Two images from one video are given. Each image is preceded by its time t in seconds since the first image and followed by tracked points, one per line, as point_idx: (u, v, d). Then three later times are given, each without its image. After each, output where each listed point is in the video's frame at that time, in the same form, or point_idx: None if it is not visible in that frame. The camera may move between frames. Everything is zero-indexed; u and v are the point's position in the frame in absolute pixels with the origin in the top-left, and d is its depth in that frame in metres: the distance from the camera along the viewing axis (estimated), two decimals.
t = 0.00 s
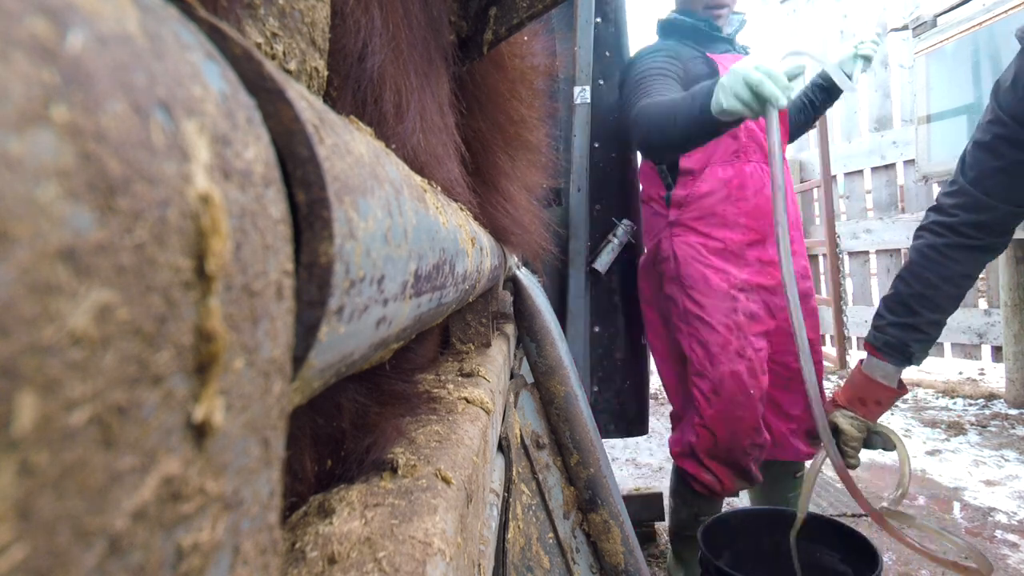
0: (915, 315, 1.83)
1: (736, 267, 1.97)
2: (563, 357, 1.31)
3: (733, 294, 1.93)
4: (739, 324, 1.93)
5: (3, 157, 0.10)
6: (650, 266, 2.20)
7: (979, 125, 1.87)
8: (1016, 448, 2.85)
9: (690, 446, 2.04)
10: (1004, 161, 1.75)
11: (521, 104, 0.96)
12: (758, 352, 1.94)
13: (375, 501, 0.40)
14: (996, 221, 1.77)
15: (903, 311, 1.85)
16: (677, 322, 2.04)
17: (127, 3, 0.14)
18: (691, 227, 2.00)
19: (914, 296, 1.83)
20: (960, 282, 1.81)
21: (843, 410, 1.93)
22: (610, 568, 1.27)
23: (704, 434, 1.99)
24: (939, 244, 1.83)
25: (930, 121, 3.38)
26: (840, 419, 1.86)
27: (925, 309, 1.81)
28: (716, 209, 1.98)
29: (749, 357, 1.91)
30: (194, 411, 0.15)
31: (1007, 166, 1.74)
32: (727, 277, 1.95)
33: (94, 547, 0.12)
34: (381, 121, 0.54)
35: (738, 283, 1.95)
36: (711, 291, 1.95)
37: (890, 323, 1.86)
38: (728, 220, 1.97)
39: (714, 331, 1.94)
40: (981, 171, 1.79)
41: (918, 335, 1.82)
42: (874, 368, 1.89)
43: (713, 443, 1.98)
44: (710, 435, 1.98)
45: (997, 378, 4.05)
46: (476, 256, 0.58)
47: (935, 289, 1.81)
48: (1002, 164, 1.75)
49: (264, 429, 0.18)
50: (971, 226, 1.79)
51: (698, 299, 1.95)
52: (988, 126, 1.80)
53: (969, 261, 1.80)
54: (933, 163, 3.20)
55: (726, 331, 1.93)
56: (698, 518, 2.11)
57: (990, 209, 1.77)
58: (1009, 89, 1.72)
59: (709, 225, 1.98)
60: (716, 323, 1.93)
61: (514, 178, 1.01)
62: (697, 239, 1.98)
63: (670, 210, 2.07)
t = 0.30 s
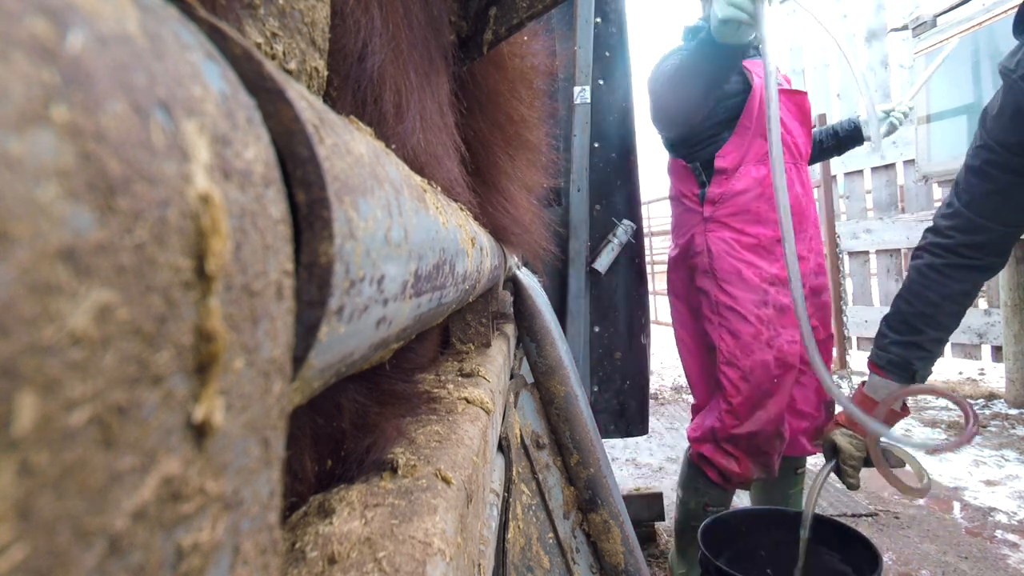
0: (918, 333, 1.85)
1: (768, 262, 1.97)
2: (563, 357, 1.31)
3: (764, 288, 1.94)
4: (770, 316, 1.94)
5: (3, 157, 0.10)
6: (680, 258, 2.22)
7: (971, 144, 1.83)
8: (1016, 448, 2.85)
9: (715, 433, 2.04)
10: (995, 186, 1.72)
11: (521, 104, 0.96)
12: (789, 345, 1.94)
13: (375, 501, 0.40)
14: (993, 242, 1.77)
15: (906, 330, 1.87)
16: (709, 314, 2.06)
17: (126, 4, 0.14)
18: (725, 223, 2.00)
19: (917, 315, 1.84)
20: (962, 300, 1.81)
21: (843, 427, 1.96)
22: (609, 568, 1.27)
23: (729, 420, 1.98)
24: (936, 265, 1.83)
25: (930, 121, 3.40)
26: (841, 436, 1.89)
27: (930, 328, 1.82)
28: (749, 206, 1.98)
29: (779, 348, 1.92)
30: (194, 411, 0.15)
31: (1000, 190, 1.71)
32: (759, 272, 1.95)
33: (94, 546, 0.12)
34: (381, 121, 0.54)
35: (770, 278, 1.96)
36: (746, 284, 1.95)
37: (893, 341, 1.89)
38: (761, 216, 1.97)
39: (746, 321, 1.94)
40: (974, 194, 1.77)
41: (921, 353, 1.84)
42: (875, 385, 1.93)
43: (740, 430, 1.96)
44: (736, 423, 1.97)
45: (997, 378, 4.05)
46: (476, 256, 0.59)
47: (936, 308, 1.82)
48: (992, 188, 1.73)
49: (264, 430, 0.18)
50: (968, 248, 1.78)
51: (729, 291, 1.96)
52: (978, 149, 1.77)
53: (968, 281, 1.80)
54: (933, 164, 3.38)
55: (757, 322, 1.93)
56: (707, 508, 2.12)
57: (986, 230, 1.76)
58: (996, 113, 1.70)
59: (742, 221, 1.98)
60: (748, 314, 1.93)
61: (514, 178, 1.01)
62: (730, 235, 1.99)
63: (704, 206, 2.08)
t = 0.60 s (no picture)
0: (912, 351, 1.84)
1: (763, 257, 1.97)
2: (563, 357, 1.30)
3: (756, 282, 1.94)
4: (761, 311, 1.94)
5: (2, 157, 0.10)
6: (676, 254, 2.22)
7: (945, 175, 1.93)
8: (1016, 448, 2.85)
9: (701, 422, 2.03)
10: (969, 203, 1.79)
11: (521, 104, 0.96)
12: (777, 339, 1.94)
13: (375, 501, 0.40)
14: (972, 258, 1.79)
15: (898, 348, 1.87)
16: (702, 307, 2.06)
17: (126, 4, 0.14)
18: (723, 217, 2.01)
19: (907, 333, 1.85)
20: (952, 315, 1.81)
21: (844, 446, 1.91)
22: (610, 568, 1.27)
23: (715, 411, 1.97)
24: (924, 283, 1.85)
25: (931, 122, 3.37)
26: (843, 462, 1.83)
27: (921, 345, 1.82)
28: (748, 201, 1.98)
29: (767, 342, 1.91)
30: (194, 411, 0.15)
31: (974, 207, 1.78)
32: (753, 267, 1.95)
33: (94, 547, 0.12)
34: (381, 121, 0.54)
35: (763, 274, 1.95)
36: (738, 278, 1.95)
37: (887, 360, 1.87)
38: (760, 212, 1.97)
39: (736, 314, 1.94)
40: (951, 212, 1.83)
41: (916, 370, 1.81)
42: (876, 404, 1.85)
43: (726, 421, 1.96)
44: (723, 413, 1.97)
45: (997, 378, 4.05)
46: (476, 256, 0.59)
47: (926, 324, 1.82)
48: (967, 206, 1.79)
49: (264, 429, 0.18)
50: (950, 263, 1.81)
51: (723, 284, 1.96)
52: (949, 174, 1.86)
53: (952, 297, 1.81)
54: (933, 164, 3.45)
55: (747, 315, 1.93)
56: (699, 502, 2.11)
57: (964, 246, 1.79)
58: (965, 138, 1.81)
59: (741, 215, 1.98)
60: (739, 308, 1.94)
61: (514, 178, 1.01)
62: (727, 229, 1.99)
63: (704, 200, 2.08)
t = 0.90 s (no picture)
0: (897, 352, 1.83)
1: (763, 256, 1.96)
2: (563, 357, 1.30)
3: (754, 281, 1.94)
4: (759, 310, 1.94)
5: (2, 157, 0.10)
6: (677, 252, 2.23)
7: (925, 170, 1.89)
8: (1016, 448, 2.84)
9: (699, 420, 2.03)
10: (950, 205, 1.76)
11: (521, 104, 0.96)
12: (774, 338, 1.94)
13: (375, 501, 0.40)
14: (953, 259, 1.78)
15: (885, 349, 1.86)
16: (701, 305, 2.05)
17: (126, 4, 0.14)
18: (724, 215, 2.00)
19: (893, 333, 1.84)
20: (935, 316, 1.81)
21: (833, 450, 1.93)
22: (610, 568, 1.27)
23: (712, 409, 1.97)
24: (907, 284, 1.84)
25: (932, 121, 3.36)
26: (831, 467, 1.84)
27: (907, 346, 1.81)
28: (748, 199, 1.98)
29: (764, 341, 1.91)
30: (194, 411, 0.15)
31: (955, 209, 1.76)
32: (752, 265, 1.95)
33: (94, 546, 0.12)
34: (381, 121, 0.54)
35: (762, 273, 1.95)
36: (736, 276, 1.95)
37: (874, 362, 1.88)
38: (760, 210, 1.97)
39: (733, 312, 1.94)
40: (930, 213, 1.81)
41: (903, 371, 1.82)
42: (864, 407, 1.88)
43: (722, 418, 1.95)
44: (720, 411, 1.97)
45: (997, 378, 4.05)
46: (476, 256, 0.59)
47: (910, 324, 1.82)
48: (947, 208, 1.77)
49: (264, 429, 0.18)
50: (933, 265, 1.80)
51: (721, 281, 1.96)
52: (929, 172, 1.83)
53: (935, 299, 1.80)
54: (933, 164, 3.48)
55: (745, 313, 1.93)
56: (697, 502, 2.11)
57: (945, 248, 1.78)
58: (941, 140, 1.78)
59: (741, 213, 1.98)
60: (738, 306, 1.93)
61: (514, 178, 1.01)
62: (727, 227, 1.99)
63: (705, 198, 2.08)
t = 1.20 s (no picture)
0: (895, 354, 1.84)
1: (763, 256, 1.97)
2: (563, 357, 1.30)
3: (755, 280, 1.94)
4: (760, 310, 1.94)
5: (2, 157, 0.10)
6: (678, 251, 2.23)
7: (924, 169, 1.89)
8: (1016, 448, 2.84)
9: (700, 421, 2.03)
10: (949, 206, 1.76)
11: (521, 104, 0.96)
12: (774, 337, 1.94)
13: (375, 501, 0.40)
14: (952, 260, 1.78)
15: (882, 351, 1.87)
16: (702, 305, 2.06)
17: (126, 4, 0.14)
18: (724, 215, 2.01)
19: (891, 335, 1.85)
20: (932, 317, 1.82)
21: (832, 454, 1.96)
22: (610, 567, 1.27)
23: (712, 409, 1.97)
24: (904, 285, 1.86)
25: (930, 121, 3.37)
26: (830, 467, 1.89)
27: (903, 347, 1.82)
28: (749, 199, 1.98)
29: (765, 341, 1.91)
30: (194, 411, 0.15)
31: (954, 210, 1.76)
32: (753, 265, 1.95)
33: (93, 547, 0.12)
34: (381, 121, 0.54)
35: (762, 273, 1.95)
36: (737, 276, 1.95)
37: (871, 363, 1.88)
38: (761, 210, 1.97)
39: (734, 312, 1.94)
40: (928, 213, 1.81)
41: (900, 373, 1.82)
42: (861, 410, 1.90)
43: (723, 418, 1.95)
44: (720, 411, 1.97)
45: (997, 378, 4.05)
46: (476, 256, 0.59)
47: (908, 326, 1.83)
48: (946, 209, 1.77)
49: (264, 429, 0.18)
50: (931, 266, 1.80)
51: (721, 282, 1.96)
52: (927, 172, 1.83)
53: (933, 299, 1.81)
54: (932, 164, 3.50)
55: (745, 314, 1.93)
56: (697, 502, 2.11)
57: (944, 249, 1.78)
58: (941, 139, 1.78)
59: (742, 214, 1.98)
60: (738, 306, 1.93)
61: (514, 178, 1.01)
62: (728, 227, 1.99)
63: (705, 198, 2.08)
